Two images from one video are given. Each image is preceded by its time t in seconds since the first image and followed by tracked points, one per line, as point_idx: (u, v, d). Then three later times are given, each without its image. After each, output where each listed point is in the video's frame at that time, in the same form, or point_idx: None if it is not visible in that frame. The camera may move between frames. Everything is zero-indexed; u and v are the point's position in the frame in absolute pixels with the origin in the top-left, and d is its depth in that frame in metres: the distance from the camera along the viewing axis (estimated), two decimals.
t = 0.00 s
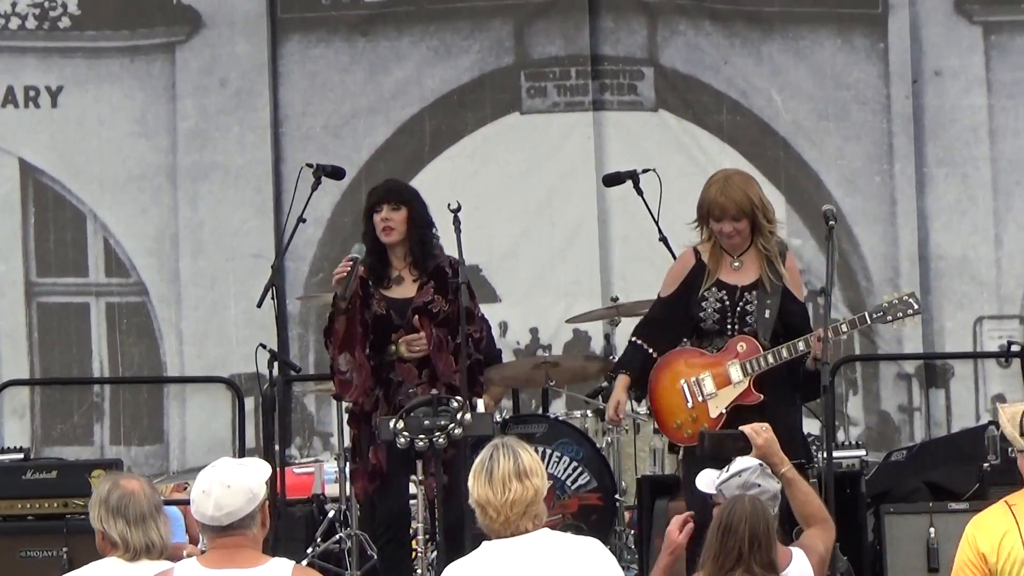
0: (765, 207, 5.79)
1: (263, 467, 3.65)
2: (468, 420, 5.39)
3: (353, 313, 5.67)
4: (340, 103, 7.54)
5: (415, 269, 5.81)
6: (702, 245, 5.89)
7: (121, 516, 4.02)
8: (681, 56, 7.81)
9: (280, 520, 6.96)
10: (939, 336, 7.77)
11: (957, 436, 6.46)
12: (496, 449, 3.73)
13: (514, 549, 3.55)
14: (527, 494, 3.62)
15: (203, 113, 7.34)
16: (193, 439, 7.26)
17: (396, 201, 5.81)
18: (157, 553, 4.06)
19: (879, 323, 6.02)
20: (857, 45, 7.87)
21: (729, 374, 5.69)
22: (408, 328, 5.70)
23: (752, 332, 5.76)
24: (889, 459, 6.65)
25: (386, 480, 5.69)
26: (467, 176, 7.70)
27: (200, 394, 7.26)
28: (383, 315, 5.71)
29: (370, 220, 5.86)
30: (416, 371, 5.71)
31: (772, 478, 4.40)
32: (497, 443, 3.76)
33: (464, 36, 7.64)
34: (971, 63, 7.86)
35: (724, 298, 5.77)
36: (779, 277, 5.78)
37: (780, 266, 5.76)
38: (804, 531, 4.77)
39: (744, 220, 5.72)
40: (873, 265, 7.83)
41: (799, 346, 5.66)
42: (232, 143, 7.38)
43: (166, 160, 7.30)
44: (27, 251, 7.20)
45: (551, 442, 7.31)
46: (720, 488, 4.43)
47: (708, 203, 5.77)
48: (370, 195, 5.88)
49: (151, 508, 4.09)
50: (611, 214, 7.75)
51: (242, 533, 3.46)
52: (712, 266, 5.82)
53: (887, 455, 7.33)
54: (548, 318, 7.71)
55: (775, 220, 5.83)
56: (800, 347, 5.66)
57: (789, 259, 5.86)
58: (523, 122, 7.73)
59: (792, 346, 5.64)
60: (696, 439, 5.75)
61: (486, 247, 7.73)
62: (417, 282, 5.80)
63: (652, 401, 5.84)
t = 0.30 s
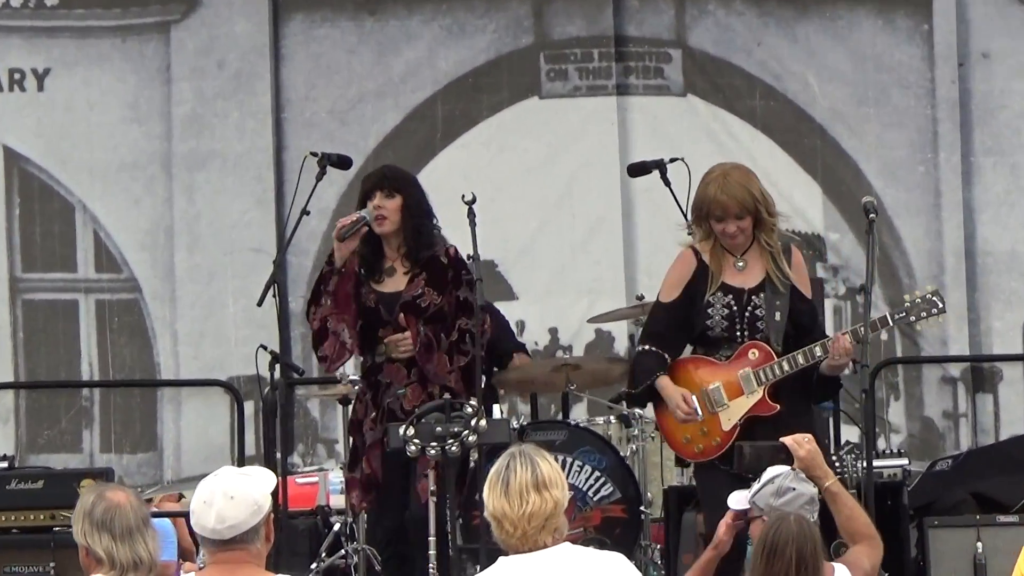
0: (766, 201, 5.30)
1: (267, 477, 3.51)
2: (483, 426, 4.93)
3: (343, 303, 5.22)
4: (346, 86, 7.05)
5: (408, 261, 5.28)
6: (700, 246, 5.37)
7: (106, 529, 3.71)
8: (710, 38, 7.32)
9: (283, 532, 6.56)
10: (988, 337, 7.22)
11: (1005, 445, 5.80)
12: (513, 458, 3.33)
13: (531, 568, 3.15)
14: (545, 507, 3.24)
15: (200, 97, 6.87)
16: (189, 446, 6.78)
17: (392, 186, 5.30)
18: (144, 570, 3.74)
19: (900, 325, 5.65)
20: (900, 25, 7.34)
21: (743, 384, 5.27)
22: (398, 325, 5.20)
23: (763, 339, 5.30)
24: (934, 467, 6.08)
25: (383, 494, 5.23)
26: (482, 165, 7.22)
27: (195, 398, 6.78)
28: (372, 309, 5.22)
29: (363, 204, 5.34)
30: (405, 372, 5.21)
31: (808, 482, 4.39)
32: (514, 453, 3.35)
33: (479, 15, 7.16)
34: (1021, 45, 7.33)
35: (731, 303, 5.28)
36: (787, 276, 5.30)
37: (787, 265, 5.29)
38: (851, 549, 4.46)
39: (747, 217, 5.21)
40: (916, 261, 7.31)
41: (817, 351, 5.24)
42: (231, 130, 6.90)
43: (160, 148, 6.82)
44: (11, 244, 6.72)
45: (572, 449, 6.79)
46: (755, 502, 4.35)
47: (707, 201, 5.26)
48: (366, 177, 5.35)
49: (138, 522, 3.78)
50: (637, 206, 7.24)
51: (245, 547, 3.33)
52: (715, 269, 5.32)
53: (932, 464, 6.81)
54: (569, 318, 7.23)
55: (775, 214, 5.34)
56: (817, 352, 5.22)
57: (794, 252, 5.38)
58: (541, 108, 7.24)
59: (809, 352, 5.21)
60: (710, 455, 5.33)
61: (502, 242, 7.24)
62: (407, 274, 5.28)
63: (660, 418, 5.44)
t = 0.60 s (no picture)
0: (792, 194, 4.77)
1: (277, 493, 3.28)
2: (502, 434, 4.39)
3: (338, 301, 4.79)
4: (354, 69, 6.59)
5: (407, 257, 4.81)
6: (723, 246, 4.81)
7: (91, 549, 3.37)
8: (745, 17, 6.83)
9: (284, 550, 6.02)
10: None
11: None
12: (538, 469, 3.04)
13: None
14: (570, 522, 2.94)
15: (197, 80, 6.41)
16: (186, 456, 6.31)
17: (393, 175, 4.85)
18: None
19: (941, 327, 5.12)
20: (949, 5, 6.81)
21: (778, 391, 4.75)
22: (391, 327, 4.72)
23: (797, 343, 4.78)
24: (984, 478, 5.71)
25: (384, 510, 4.79)
26: (500, 154, 6.77)
27: (193, 403, 6.31)
28: (368, 307, 4.81)
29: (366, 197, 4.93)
30: (398, 378, 4.73)
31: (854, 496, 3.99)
32: (538, 463, 3.05)
33: None
34: None
35: (761, 306, 4.74)
36: (819, 274, 4.78)
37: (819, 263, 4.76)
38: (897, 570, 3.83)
39: (774, 213, 4.69)
40: (966, 257, 6.77)
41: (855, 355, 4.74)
42: (231, 115, 6.44)
43: (155, 135, 6.36)
44: None
45: (597, 460, 6.27)
46: (795, 511, 4.00)
47: (729, 197, 4.73)
48: (368, 166, 4.94)
49: (126, 539, 3.43)
50: (666, 198, 6.78)
51: (251, 565, 3.08)
52: (741, 270, 4.77)
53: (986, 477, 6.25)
54: (594, 318, 6.75)
55: (803, 207, 4.81)
56: (855, 358, 4.73)
57: (825, 245, 4.85)
58: (565, 92, 6.79)
59: (846, 357, 4.72)
60: (743, 469, 4.80)
61: (522, 236, 6.77)
62: (405, 271, 4.80)
63: (688, 429, 4.94)
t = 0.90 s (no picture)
0: (856, 189, 4.27)
1: (278, 510, 3.27)
2: (522, 447, 3.93)
3: (322, 310, 4.32)
4: (364, 53, 6.14)
5: (397, 263, 4.32)
6: (777, 240, 4.35)
7: None
8: None
9: None
10: None
11: None
12: (565, 482, 2.87)
13: None
14: (599, 540, 2.76)
15: (194, 64, 5.95)
16: (181, 469, 5.85)
17: (388, 171, 4.33)
18: None
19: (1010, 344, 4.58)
20: None
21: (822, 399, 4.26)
22: (376, 340, 4.24)
23: (847, 350, 4.27)
24: None
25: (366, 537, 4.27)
26: (521, 144, 6.28)
27: (188, 411, 5.87)
28: (349, 316, 4.30)
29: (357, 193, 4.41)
30: (380, 396, 4.24)
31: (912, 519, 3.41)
32: (566, 477, 2.89)
33: None
34: None
35: (811, 308, 4.26)
36: (879, 279, 4.26)
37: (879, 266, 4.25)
38: None
39: (829, 208, 4.21)
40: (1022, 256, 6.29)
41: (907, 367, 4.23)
42: (230, 101, 5.97)
43: (148, 123, 5.89)
44: None
45: (624, 474, 5.55)
46: (848, 529, 3.47)
47: (783, 188, 4.27)
48: (360, 158, 4.42)
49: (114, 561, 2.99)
50: (700, 192, 6.32)
51: None
52: (793, 267, 4.30)
53: None
54: (621, 320, 6.29)
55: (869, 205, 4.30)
56: (905, 371, 4.22)
57: (889, 249, 4.33)
58: (592, 77, 6.31)
59: (894, 369, 4.21)
60: (778, 481, 4.38)
61: (544, 234, 6.30)
62: (393, 279, 4.31)
63: (725, 436, 4.54)
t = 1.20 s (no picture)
0: (941, 178, 3.78)
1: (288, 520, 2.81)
2: (551, 454, 3.58)
3: (313, 303, 3.78)
4: (378, 30, 5.72)
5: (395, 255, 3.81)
6: (850, 226, 3.87)
7: None
8: None
9: None
10: None
11: None
12: (593, 494, 2.52)
13: None
14: (632, 558, 2.43)
15: (196, 41, 5.53)
16: (181, 478, 5.43)
17: (382, 154, 3.85)
18: None
19: None
20: None
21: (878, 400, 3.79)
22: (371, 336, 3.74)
23: (910, 351, 3.78)
24: None
25: (342, 552, 3.71)
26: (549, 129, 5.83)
27: (189, 416, 5.42)
28: (339, 309, 3.78)
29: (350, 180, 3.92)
30: (376, 398, 3.73)
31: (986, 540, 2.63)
32: (594, 487, 2.54)
33: None
34: None
35: (876, 302, 3.78)
36: (958, 281, 3.76)
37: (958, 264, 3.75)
38: None
39: (908, 194, 3.73)
40: None
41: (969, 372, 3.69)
42: (235, 82, 5.56)
43: (146, 105, 5.47)
44: None
45: (659, 485, 4.89)
46: (909, 543, 2.71)
47: (860, 169, 3.80)
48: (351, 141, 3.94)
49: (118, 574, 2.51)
50: (742, 180, 5.85)
51: None
52: (862, 257, 3.82)
53: None
54: (656, 318, 5.83)
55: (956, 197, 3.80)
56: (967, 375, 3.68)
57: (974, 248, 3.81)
58: (625, 56, 5.86)
59: (955, 373, 3.67)
60: (827, 487, 3.90)
61: (574, 225, 5.84)
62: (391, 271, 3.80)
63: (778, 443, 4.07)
